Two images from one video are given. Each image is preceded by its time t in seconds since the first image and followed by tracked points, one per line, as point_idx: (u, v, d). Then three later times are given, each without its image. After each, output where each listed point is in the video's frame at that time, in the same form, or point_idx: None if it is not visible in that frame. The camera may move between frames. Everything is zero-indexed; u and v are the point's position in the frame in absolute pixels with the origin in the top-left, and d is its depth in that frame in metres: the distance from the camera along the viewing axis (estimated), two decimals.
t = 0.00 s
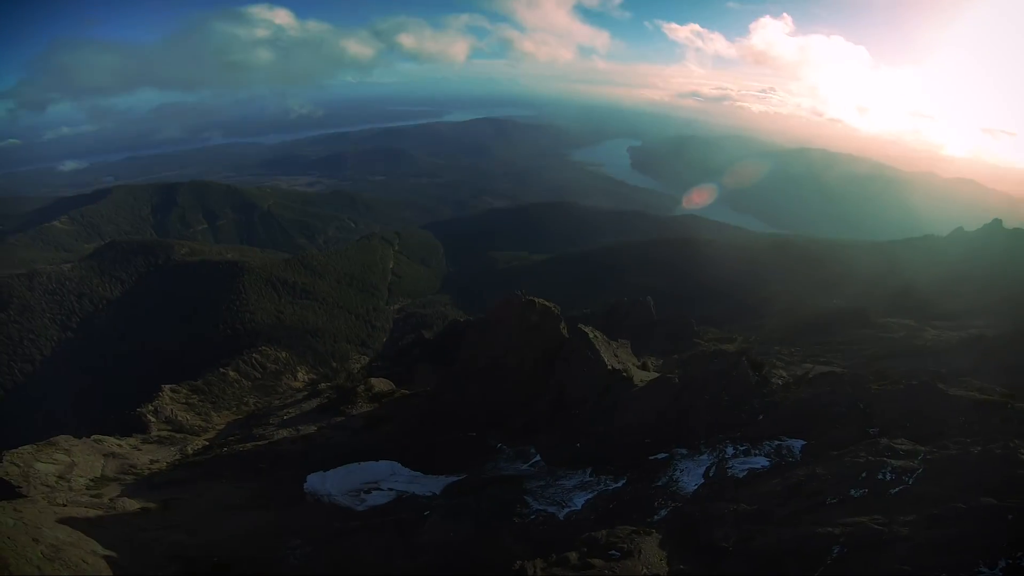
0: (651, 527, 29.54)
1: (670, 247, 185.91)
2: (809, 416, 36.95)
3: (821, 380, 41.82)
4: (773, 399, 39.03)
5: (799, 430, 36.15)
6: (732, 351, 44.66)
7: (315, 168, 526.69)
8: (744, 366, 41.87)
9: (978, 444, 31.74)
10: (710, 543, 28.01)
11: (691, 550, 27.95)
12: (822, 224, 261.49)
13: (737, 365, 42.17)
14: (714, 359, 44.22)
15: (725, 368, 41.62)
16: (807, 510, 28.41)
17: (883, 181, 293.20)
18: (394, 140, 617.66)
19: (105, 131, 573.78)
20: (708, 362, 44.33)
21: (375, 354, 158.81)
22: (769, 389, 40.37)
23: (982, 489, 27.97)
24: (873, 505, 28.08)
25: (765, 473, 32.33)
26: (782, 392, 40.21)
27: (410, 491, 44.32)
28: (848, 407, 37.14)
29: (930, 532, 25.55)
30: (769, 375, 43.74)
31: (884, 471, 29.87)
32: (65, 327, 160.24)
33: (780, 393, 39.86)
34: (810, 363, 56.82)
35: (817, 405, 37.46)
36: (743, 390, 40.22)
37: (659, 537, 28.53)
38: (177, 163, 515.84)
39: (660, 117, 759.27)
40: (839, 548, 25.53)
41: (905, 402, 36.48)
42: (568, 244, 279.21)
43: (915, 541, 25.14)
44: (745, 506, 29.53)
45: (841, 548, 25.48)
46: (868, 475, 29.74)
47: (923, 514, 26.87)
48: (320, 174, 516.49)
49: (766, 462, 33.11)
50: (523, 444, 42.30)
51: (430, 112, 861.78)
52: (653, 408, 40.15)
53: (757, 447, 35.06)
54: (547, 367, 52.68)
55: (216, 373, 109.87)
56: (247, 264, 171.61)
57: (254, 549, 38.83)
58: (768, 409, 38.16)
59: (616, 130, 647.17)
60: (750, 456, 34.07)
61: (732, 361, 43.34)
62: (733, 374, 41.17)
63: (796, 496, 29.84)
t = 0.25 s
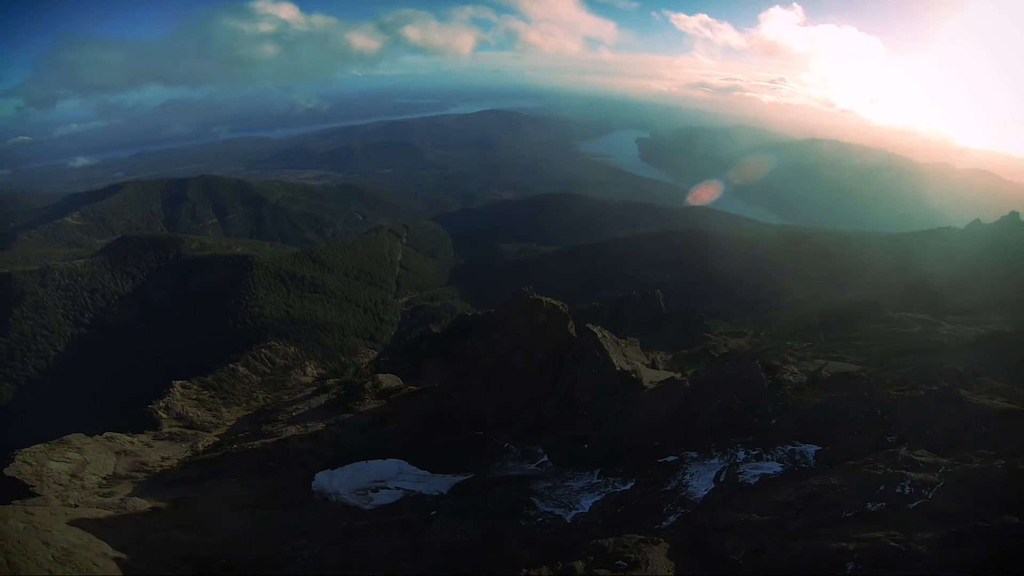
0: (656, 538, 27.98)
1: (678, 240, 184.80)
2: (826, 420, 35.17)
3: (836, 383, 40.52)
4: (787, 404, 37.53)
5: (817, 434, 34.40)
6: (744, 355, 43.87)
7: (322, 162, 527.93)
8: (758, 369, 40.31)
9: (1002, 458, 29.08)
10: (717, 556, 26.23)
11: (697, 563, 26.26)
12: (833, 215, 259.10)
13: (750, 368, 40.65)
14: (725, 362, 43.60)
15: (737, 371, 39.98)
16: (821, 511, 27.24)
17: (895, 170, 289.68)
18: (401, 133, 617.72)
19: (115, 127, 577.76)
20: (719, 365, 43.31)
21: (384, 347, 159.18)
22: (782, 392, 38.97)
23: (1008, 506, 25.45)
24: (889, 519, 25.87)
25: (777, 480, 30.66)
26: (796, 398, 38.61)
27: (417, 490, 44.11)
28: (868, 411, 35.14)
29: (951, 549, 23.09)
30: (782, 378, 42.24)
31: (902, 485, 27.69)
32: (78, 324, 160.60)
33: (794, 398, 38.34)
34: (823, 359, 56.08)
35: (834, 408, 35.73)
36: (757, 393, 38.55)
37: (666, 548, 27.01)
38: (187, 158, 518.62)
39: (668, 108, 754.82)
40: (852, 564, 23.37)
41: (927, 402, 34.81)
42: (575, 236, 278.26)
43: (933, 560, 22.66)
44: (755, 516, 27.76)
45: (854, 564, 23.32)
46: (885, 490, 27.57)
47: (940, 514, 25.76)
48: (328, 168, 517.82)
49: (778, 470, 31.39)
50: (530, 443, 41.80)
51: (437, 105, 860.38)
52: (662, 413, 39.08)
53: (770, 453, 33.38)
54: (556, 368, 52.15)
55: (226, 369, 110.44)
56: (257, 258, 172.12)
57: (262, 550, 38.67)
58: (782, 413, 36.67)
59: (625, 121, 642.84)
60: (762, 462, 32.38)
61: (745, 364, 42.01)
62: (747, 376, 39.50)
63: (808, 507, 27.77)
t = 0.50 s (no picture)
0: (665, 546, 27.30)
1: (688, 230, 183.31)
2: (842, 424, 34.12)
3: (850, 385, 39.71)
4: (801, 407, 36.52)
5: (834, 439, 33.38)
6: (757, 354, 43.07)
7: (331, 154, 528.50)
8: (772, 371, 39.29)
9: None
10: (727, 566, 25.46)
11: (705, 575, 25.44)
12: (846, 205, 256.19)
13: (763, 369, 39.66)
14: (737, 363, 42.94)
15: (751, 374, 39.14)
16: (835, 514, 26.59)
17: (910, 158, 285.47)
18: (409, 124, 616.74)
19: (124, 122, 581.19)
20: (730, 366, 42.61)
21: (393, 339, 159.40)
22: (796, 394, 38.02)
23: None
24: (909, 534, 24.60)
25: (792, 485, 29.92)
26: (813, 398, 37.85)
27: (425, 488, 43.93)
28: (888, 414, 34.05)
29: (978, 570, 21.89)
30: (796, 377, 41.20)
31: (923, 497, 26.34)
32: (92, 317, 161.88)
33: (810, 401, 37.26)
34: (836, 353, 55.56)
35: (852, 411, 34.62)
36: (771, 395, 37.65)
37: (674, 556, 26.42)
38: (196, 151, 520.94)
39: (677, 97, 748.10)
40: None
41: (949, 404, 33.72)
42: (584, 226, 277.03)
43: None
44: (768, 527, 26.79)
45: None
46: (905, 502, 26.24)
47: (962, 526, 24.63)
48: (336, 159, 518.27)
49: (792, 474, 30.73)
50: (538, 441, 41.42)
51: (444, 96, 857.16)
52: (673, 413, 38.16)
53: (783, 457, 32.67)
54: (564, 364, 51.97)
55: (236, 363, 111.13)
56: (266, 251, 172.64)
57: (272, 549, 38.77)
58: (796, 417, 35.73)
59: (634, 111, 637.24)
60: (775, 466, 31.75)
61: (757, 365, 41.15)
62: (761, 379, 38.58)
63: (823, 519, 26.74)
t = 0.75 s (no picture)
0: (675, 555, 26.83)
1: (696, 220, 181.98)
2: (860, 427, 32.74)
3: (867, 385, 38.23)
4: (815, 410, 35.01)
5: (852, 444, 31.94)
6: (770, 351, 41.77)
7: (337, 146, 528.39)
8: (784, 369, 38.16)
9: None
10: None
11: None
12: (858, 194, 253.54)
13: (773, 367, 38.59)
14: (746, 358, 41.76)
15: (760, 370, 37.92)
16: (848, 518, 26.08)
17: (922, 146, 282.20)
18: (415, 115, 615.27)
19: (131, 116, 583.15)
20: (741, 363, 41.57)
21: (401, 330, 159.56)
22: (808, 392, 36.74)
23: None
24: (927, 550, 23.82)
25: (804, 490, 29.22)
26: (826, 396, 36.97)
27: (431, 486, 43.77)
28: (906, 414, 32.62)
29: None
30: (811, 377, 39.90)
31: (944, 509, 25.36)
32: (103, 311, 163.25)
33: (825, 400, 36.36)
34: (849, 348, 55.33)
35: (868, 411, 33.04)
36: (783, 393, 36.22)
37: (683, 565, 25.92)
38: (203, 144, 522.52)
39: (685, 86, 742.42)
40: None
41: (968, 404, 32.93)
42: (591, 216, 275.80)
43: None
44: (781, 536, 26.13)
45: None
46: (924, 514, 25.35)
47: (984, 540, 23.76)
48: (342, 151, 518.19)
49: (805, 478, 29.98)
50: (545, 439, 41.04)
51: (451, 86, 854.71)
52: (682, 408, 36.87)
53: (796, 459, 31.88)
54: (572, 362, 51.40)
55: (245, 357, 111.62)
56: (274, 244, 172.92)
57: (280, 549, 38.76)
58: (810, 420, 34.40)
59: (642, 100, 631.95)
60: (788, 469, 30.96)
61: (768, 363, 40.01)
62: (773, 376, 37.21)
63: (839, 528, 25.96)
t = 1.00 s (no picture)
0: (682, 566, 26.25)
1: (703, 212, 180.66)
2: (878, 433, 31.47)
3: (882, 387, 37.20)
4: (831, 415, 33.72)
5: (868, 451, 30.95)
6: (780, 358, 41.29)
7: (342, 139, 528.01)
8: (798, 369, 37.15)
9: None
10: None
11: None
12: (867, 184, 251.15)
13: (785, 370, 37.73)
14: (756, 364, 41.33)
15: (772, 373, 37.08)
16: (857, 525, 25.48)
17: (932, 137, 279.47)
18: (420, 107, 613.92)
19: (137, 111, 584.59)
20: (750, 369, 40.94)
21: (407, 323, 159.62)
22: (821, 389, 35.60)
23: None
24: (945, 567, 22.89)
25: (816, 497, 28.47)
26: (840, 398, 35.96)
27: (436, 485, 43.39)
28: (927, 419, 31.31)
29: None
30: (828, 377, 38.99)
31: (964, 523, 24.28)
32: (111, 306, 164.06)
33: (838, 402, 35.34)
34: (861, 344, 55.01)
35: (885, 420, 31.85)
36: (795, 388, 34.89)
37: None
38: (209, 139, 523.54)
39: (691, 77, 737.85)
40: None
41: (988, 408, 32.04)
42: (597, 208, 274.42)
43: None
44: (792, 549, 25.31)
45: None
46: (944, 529, 24.29)
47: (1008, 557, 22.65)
48: (348, 144, 517.86)
49: (817, 484, 29.23)
50: (551, 439, 40.58)
51: (455, 79, 851.95)
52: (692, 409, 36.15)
53: (808, 464, 31.09)
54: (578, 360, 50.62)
55: (251, 353, 111.76)
56: (280, 238, 173.12)
57: (286, 550, 38.53)
58: (827, 423, 33.20)
59: (649, 91, 627.94)
60: (800, 475, 30.16)
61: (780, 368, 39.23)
62: (787, 376, 36.18)
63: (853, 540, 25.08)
